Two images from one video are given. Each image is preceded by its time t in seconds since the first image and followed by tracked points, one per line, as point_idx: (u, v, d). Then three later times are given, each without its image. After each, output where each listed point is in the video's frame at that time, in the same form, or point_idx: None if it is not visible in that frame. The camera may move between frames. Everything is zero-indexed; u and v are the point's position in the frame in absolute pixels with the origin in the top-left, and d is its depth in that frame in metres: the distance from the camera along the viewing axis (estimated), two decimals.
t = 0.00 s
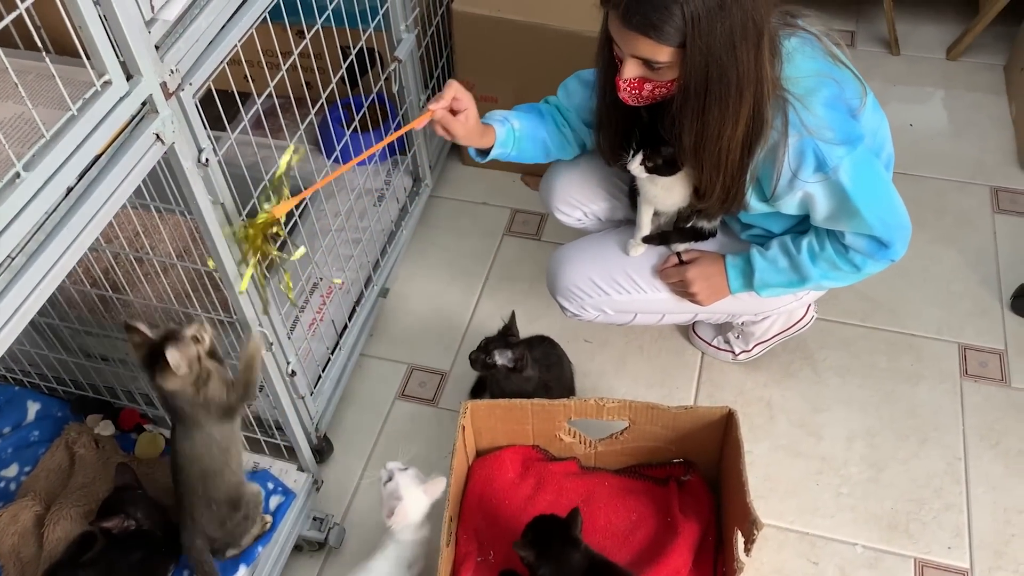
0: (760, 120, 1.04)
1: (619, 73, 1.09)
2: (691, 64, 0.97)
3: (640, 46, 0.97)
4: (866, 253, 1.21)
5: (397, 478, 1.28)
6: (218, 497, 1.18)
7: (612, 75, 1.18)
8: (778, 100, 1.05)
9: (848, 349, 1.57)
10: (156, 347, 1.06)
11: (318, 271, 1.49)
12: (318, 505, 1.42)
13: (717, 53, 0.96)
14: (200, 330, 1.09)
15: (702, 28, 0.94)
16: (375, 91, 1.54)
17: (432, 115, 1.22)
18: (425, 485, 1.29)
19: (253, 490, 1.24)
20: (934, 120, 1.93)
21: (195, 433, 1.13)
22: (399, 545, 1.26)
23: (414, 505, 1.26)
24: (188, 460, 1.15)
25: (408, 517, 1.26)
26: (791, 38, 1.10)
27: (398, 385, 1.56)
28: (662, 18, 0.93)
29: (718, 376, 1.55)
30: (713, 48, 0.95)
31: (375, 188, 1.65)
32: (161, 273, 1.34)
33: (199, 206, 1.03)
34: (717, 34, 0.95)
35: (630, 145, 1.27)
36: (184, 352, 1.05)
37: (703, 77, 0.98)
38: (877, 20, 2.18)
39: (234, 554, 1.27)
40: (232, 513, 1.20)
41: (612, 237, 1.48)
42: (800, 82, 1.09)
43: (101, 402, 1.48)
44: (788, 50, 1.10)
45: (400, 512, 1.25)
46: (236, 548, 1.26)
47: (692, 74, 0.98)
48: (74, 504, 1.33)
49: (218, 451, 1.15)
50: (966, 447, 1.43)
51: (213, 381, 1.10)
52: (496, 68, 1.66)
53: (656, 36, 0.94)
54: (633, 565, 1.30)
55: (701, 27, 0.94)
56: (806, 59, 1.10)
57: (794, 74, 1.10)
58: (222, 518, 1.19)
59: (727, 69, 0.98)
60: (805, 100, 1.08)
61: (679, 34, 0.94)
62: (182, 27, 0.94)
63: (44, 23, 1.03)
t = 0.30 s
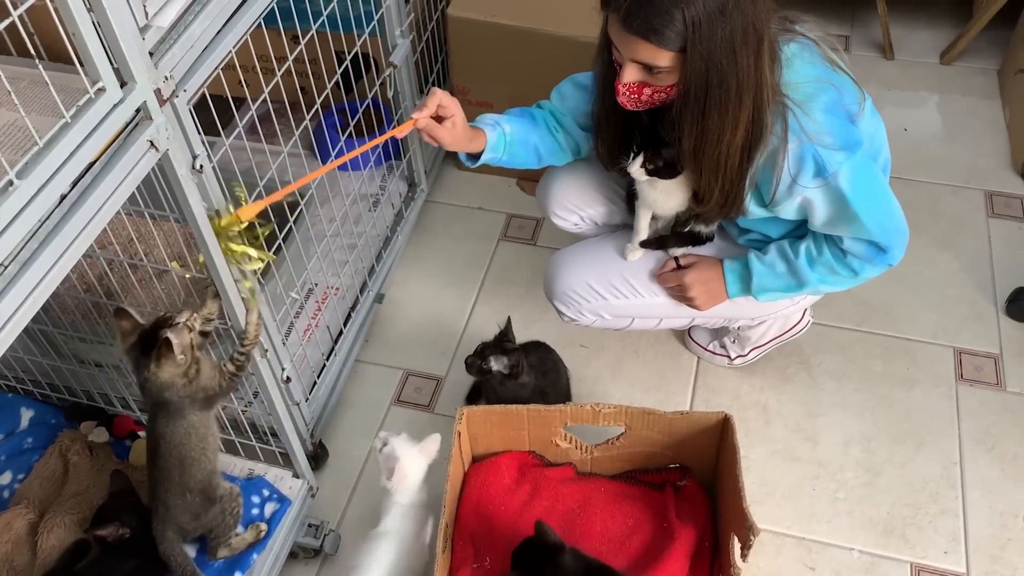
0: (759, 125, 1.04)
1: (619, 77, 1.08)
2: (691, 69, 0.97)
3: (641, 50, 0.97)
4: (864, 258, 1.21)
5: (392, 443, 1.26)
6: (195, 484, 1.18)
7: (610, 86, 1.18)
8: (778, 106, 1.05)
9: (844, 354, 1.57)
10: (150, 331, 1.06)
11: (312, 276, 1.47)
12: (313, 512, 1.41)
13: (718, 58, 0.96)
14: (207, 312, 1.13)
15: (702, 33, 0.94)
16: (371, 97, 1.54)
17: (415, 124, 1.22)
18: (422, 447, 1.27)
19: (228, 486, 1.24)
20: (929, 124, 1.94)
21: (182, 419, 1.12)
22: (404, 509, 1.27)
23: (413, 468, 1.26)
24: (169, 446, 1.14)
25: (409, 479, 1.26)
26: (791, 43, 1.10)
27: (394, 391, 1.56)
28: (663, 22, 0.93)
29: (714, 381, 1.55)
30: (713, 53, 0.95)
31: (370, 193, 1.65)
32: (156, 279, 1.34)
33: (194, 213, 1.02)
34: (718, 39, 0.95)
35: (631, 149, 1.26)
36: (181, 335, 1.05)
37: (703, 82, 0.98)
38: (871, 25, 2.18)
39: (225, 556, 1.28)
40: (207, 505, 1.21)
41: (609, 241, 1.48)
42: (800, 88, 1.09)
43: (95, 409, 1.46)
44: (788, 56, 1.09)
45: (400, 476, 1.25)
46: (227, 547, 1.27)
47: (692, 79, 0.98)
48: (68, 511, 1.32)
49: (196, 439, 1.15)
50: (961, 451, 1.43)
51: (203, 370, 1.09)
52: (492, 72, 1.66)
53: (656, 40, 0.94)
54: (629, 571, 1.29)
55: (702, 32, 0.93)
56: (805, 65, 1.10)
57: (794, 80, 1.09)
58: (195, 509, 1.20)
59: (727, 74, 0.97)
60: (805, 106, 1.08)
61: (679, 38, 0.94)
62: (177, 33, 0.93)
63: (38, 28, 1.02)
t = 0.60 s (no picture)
0: (756, 137, 1.04)
1: (616, 88, 1.08)
2: (690, 81, 0.96)
3: (639, 61, 0.96)
4: (861, 265, 1.21)
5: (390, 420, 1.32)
6: (186, 501, 1.18)
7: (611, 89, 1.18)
8: (776, 117, 1.05)
9: (841, 357, 1.57)
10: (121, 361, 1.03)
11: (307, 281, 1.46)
12: (309, 517, 1.41)
13: (717, 71, 0.95)
14: (188, 324, 1.05)
15: (702, 45, 0.93)
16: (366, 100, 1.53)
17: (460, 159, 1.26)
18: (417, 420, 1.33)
19: (221, 498, 1.24)
20: (924, 127, 1.94)
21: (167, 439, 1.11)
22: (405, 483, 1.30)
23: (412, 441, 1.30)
24: (161, 466, 1.14)
25: (409, 452, 1.30)
26: (789, 52, 1.10)
27: (390, 395, 1.55)
28: (662, 34, 0.92)
29: (710, 385, 1.55)
30: (713, 65, 0.95)
31: (365, 197, 1.65)
32: (151, 284, 1.34)
33: (188, 217, 1.02)
34: (718, 52, 0.94)
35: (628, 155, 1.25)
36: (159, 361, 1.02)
37: (703, 93, 0.97)
38: (867, 27, 2.19)
39: (221, 565, 1.27)
40: (201, 519, 1.20)
41: (605, 246, 1.48)
42: (797, 99, 1.09)
43: (90, 414, 1.46)
44: (786, 65, 1.09)
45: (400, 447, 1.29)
46: (222, 556, 1.27)
47: (691, 90, 0.97)
48: (62, 517, 1.31)
49: (186, 458, 1.14)
50: (957, 455, 1.43)
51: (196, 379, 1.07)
52: (488, 76, 1.65)
53: (655, 51, 0.94)
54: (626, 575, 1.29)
55: (701, 44, 0.93)
56: (804, 74, 1.10)
57: (792, 90, 1.09)
58: (190, 523, 1.20)
59: (726, 86, 0.97)
60: (802, 117, 1.08)
61: (679, 50, 0.93)
62: (171, 38, 0.93)
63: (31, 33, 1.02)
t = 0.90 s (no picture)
0: (750, 148, 1.04)
1: (608, 99, 1.08)
2: (678, 92, 0.96)
3: (628, 74, 0.95)
4: (858, 272, 1.21)
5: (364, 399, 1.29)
6: (173, 507, 1.18)
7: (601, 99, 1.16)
8: (769, 128, 1.05)
9: (837, 359, 1.57)
10: (155, 398, 1.11)
11: (303, 283, 1.46)
12: (305, 520, 1.41)
13: (705, 82, 0.95)
14: (176, 326, 1.12)
15: (688, 57, 0.93)
16: (362, 102, 1.53)
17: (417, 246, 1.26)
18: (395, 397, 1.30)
19: (212, 506, 1.23)
20: (920, 129, 1.94)
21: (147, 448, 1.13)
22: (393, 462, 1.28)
23: (396, 418, 1.27)
24: (140, 474, 1.15)
25: (393, 430, 1.27)
26: (782, 62, 1.08)
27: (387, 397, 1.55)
28: (649, 47, 0.92)
29: (707, 387, 1.55)
30: (700, 77, 0.94)
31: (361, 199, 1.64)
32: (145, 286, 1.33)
33: (183, 221, 1.01)
34: (704, 64, 0.94)
35: (625, 163, 1.24)
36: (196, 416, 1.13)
37: (691, 105, 0.97)
38: (863, 29, 2.19)
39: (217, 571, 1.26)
40: (191, 526, 1.20)
41: (603, 248, 1.48)
42: (790, 108, 1.08)
43: (86, 417, 1.45)
44: (778, 77, 1.08)
45: (385, 425, 1.26)
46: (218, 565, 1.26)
47: (680, 102, 0.97)
48: (57, 521, 1.31)
49: (167, 466, 1.15)
50: (953, 456, 1.43)
51: (238, 418, 1.16)
52: (484, 78, 1.65)
53: (643, 65, 0.93)
54: None
55: (688, 56, 0.93)
56: (798, 84, 1.09)
57: (786, 99, 1.08)
58: (179, 530, 1.19)
59: (714, 97, 0.97)
60: (795, 126, 1.08)
61: (665, 63, 0.93)
62: (166, 42, 0.93)
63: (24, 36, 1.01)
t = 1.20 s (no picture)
0: (745, 150, 1.04)
1: (602, 103, 1.07)
2: (672, 96, 0.95)
3: (621, 79, 0.95)
4: (854, 272, 1.21)
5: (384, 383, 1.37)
6: (172, 517, 1.17)
7: (595, 101, 1.16)
8: (763, 130, 1.05)
9: (832, 359, 1.57)
10: (215, 407, 1.08)
11: (298, 284, 1.46)
12: (299, 522, 1.40)
13: (699, 87, 0.95)
14: (195, 324, 1.13)
15: (682, 62, 0.92)
16: (356, 102, 1.52)
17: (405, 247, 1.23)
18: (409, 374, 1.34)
19: (207, 513, 1.23)
20: (915, 129, 1.94)
21: (162, 459, 1.13)
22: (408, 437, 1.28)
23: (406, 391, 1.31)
24: (145, 480, 1.14)
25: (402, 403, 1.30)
26: (776, 63, 1.08)
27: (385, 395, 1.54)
28: (642, 52, 0.91)
29: (701, 387, 1.55)
30: (694, 82, 0.94)
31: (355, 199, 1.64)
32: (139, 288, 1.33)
33: (176, 223, 1.01)
34: (698, 68, 0.93)
35: (619, 168, 1.24)
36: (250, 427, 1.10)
37: (685, 109, 0.97)
38: (857, 28, 2.19)
39: None
40: (187, 534, 1.20)
41: (599, 248, 1.48)
42: (785, 110, 1.08)
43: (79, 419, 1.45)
44: (774, 77, 1.08)
45: (396, 397, 1.30)
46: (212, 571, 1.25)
47: (674, 106, 0.96)
48: (49, 523, 1.30)
49: (171, 474, 1.15)
50: (947, 456, 1.43)
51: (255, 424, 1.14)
52: (478, 78, 1.65)
53: (636, 69, 0.93)
54: None
55: (682, 61, 0.92)
56: (792, 85, 1.09)
57: (780, 101, 1.08)
58: (175, 539, 1.19)
59: (708, 102, 0.96)
60: (790, 127, 1.08)
61: (659, 68, 0.93)
62: (157, 43, 0.92)
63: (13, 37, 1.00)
